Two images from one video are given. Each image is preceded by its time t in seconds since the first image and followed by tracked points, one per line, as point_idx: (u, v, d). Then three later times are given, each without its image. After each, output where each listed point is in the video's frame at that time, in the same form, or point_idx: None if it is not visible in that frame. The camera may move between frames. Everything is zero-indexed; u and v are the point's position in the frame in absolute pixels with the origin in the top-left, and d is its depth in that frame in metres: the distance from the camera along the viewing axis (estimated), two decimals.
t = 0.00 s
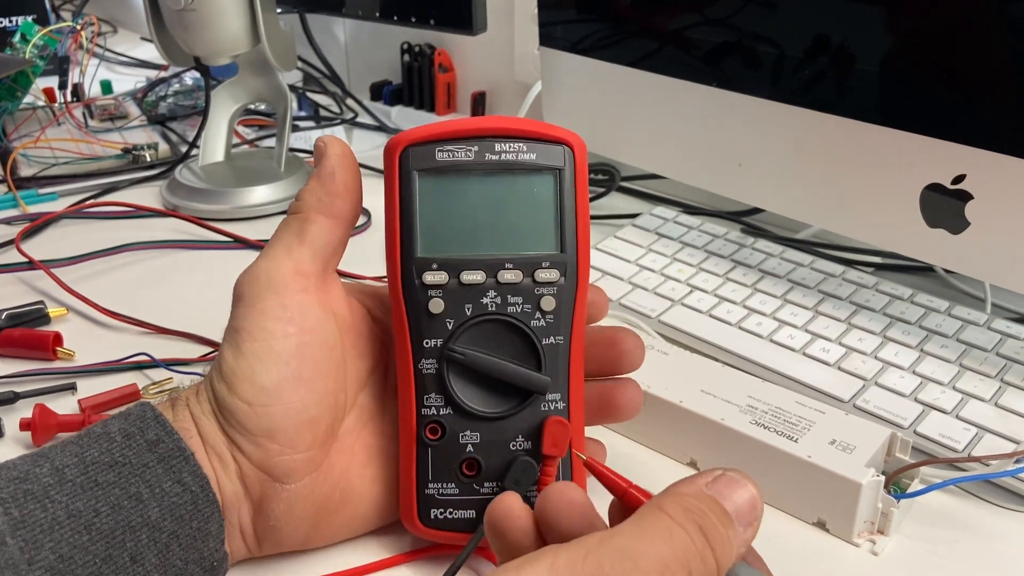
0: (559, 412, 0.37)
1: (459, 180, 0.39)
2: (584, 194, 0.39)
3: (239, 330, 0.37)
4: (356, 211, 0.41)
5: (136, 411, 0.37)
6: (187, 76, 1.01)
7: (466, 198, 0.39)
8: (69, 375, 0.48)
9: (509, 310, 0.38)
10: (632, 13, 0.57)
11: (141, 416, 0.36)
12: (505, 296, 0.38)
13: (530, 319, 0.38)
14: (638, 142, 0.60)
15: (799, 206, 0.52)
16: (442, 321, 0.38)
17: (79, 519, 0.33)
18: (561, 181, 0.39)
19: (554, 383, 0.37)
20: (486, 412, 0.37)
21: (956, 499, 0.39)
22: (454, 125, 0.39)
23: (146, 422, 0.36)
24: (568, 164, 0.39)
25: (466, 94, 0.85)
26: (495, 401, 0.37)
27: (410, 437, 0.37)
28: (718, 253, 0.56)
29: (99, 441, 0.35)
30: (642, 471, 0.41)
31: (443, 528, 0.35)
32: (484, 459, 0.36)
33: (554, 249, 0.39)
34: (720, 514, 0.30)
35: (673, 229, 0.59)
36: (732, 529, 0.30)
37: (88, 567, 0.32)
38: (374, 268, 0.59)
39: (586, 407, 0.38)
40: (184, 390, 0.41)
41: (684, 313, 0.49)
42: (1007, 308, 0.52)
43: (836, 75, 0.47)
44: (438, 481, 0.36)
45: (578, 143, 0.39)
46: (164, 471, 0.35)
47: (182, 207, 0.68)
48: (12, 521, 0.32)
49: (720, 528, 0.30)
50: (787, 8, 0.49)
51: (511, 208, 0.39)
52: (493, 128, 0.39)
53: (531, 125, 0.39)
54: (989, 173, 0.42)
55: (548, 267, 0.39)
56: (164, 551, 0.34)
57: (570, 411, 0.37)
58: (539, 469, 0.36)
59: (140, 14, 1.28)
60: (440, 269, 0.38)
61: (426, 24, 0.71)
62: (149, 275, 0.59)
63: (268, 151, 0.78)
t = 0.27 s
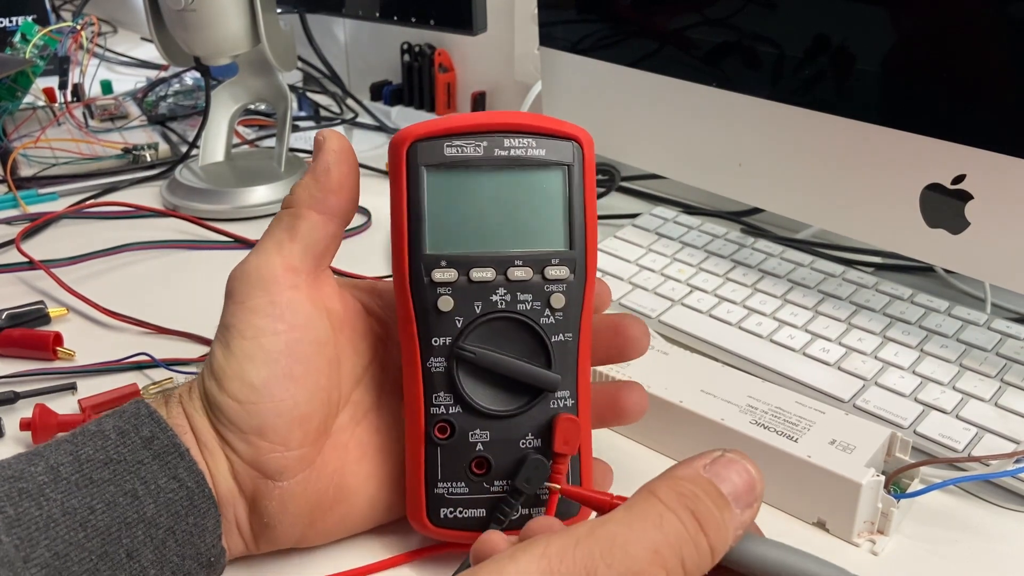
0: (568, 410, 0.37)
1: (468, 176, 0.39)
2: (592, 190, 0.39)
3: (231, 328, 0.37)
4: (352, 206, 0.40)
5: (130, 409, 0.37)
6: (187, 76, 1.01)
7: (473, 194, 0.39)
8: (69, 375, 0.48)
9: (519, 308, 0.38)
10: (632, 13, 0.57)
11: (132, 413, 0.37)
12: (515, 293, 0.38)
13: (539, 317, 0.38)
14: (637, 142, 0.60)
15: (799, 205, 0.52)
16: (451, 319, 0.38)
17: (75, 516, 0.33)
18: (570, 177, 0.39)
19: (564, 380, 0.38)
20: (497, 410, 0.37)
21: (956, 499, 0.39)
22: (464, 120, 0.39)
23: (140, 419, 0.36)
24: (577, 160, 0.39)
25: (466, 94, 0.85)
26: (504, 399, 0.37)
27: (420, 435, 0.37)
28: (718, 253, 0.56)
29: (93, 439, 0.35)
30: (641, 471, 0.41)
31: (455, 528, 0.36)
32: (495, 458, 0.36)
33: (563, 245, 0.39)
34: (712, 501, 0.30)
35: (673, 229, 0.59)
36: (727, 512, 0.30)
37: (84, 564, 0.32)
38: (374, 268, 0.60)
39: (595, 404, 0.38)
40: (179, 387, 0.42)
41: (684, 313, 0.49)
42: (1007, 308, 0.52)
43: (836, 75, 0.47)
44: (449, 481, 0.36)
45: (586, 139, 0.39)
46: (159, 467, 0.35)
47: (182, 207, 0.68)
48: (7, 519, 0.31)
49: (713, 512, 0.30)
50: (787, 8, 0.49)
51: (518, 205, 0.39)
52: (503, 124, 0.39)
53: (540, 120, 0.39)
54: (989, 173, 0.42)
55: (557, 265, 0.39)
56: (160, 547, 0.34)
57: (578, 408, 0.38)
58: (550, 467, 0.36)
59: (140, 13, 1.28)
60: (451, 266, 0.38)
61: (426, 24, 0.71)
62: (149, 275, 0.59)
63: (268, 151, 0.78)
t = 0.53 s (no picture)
0: (565, 389, 0.37)
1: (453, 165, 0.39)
2: (571, 171, 0.40)
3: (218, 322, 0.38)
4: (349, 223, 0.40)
5: (124, 407, 0.37)
6: (187, 76, 1.01)
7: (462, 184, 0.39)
8: (69, 375, 0.48)
9: (507, 292, 0.38)
10: (632, 13, 0.57)
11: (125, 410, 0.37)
12: (503, 277, 0.38)
13: (529, 299, 0.38)
14: (638, 142, 0.60)
15: (799, 205, 0.52)
16: (440, 306, 0.38)
17: (70, 512, 0.33)
18: (549, 161, 0.40)
19: (557, 359, 0.38)
20: (491, 394, 0.37)
21: (956, 499, 0.39)
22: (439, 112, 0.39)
23: (133, 417, 0.36)
24: (555, 144, 0.40)
25: (466, 94, 0.85)
26: (499, 382, 0.37)
27: (417, 422, 0.37)
28: (718, 253, 0.56)
29: (88, 437, 0.35)
30: (642, 471, 0.41)
31: (458, 515, 0.36)
32: (495, 442, 0.36)
33: (548, 228, 0.40)
34: (704, 499, 0.30)
35: (673, 229, 0.59)
36: (721, 510, 0.30)
37: (79, 558, 0.32)
38: (374, 268, 0.60)
39: (590, 386, 0.38)
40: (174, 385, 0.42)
41: (684, 313, 0.49)
42: (1006, 308, 0.52)
43: (836, 75, 0.47)
44: (449, 468, 0.36)
45: (561, 123, 0.40)
46: (153, 463, 0.35)
47: (182, 207, 0.68)
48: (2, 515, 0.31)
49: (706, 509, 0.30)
50: (787, 8, 0.49)
51: (507, 192, 0.40)
52: (481, 113, 0.39)
53: (513, 108, 0.40)
54: (989, 173, 0.42)
55: (543, 246, 0.39)
56: (156, 542, 0.34)
57: (575, 388, 0.38)
58: (548, 447, 0.36)
59: (140, 13, 1.28)
60: (437, 255, 0.38)
61: (426, 24, 0.71)
62: (149, 276, 0.59)
63: (268, 151, 0.78)
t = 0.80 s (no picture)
0: (582, 420, 0.37)
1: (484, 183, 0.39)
2: (609, 196, 0.39)
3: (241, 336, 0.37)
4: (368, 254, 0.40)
5: (138, 413, 0.37)
6: (187, 76, 1.01)
7: (490, 204, 0.39)
8: (70, 375, 0.48)
9: (534, 317, 0.38)
10: (632, 12, 0.57)
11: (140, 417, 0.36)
12: (531, 302, 0.38)
13: (555, 326, 0.38)
14: (638, 142, 0.60)
15: (799, 205, 0.52)
16: (466, 327, 0.38)
17: (81, 521, 0.33)
18: (588, 186, 0.39)
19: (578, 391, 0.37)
20: (511, 423, 0.37)
21: (956, 499, 0.39)
22: (480, 128, 0.38)
23: (147, 425, 0.36)
24: (594, 168, 0.39)
25: (466, 94, 0.85)
26: (517, 408, 0.37)
27: (432, 444, 0.37)
28: (718, 253, 0.56)
29: (100, 444, 0.35)
30: (641, 471, 0.41)
31: (465, 538, 0.35)
32: (508, 468, 0.36)
33: (580, 254, 0.39)
34: (714, 524, 0.30)
35: (673, 229, 0.59)
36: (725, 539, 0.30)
37: (89, 568, 0.32)
38: (374, 268, 0.60)
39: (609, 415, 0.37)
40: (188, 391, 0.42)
41: (684, 313, 0.49)
42: (1007, 309, 0.52)
43: (836, 75, 0.47)
44: (460, 491, 0.36)
45: (603, 147, 0.39)
46: (166, 473, 0.35)
47: (182, 207, 0.68)
48: (14, 523, 0.31)
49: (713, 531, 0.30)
50: (787, 8, 0.49)
51: (536, 216, 0.39)
52: (520, 131, 0.39)
53: (556, 128, 0.39)
54: (989, 173, 0.42)
55: (574, 274, 0.38)
56: (165, 553, 0.34)
57: (593, 419, 0.37)
58: (563, 477, 0.36)
59: (140, 13, 1.28)
60: (466, 274, 0.38)
61: (426, 24, 0.71)
62: (149, 275, 0.59)
63: (268, 151, 0.78)
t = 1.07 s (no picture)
0: (581, 427, 0.37)
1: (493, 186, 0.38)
2: (619, 202, 0.39)
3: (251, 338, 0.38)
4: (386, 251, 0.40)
5: (141, 414, 0.37)
6: (187, 76, 1.01)
7: (497, 208, 0.39)
8: (70, 375, 0.48)
9: (537, 322, 0.38)
10: (632, 12, 0.57)
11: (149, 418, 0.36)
12: (534, 306, 0.38)
13: (558, 331, 0.38)
14: (637, 142, 0.60)
15: (799, 206, 0.52)
16: (468, 329, 0.38)
17: (82, 523, 0.33)
18: (597, 191, 0.39)
19: (579, 397, 0.37)
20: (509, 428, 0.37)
21: (956, 499, 0.39)
22: (491, 128, 0.38)
23: (150, 426, 0.36)
24: (605, 173, 0.39)
25: (466, 94, 0.85)
26: (517, 412, 0.37)
27: (429, 444, 0.37)
28: (718, 254, 0.56)
29: (103, 445, 0.35)
30: (642, 471, 0.41)
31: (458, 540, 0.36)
32: (504, 471, 0.36)
33: (586, 259, 0.39)
34: (703, 511, 0.32)
35: (673, 229, 0.59)
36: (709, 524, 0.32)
37: (90, 571, 0.32)
38: (373, 268, 0.60)
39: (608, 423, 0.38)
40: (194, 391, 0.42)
41: (684, 313, 0.49)
42: (1007, 308, 0.52)
43: (836, 75, 0.47)
44: (455, 492, 0.36)
45: (615, 152, 0.39)
46: (167, 475, 0.35)
47: (181, 207, 0.68)
48: (16, 524, 0.31)
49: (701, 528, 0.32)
50: (787, 8, 0.49)
51: (543, 219, 0.39)
52: (531, 134, 0.38)
53: (569, 131, 0.39)
54: (989, 173, 0.42)
55: (579, 279, 0.38)
56: (166, 556, 0.34)
57: (592, 426, 0.37)
58: (560, 483, 0.36)
59: (140, 14, 1.28)
60: (470, 275, 0.38)
61: (426, 24, 0.71)
62: (149, 275, 0.59)
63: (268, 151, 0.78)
